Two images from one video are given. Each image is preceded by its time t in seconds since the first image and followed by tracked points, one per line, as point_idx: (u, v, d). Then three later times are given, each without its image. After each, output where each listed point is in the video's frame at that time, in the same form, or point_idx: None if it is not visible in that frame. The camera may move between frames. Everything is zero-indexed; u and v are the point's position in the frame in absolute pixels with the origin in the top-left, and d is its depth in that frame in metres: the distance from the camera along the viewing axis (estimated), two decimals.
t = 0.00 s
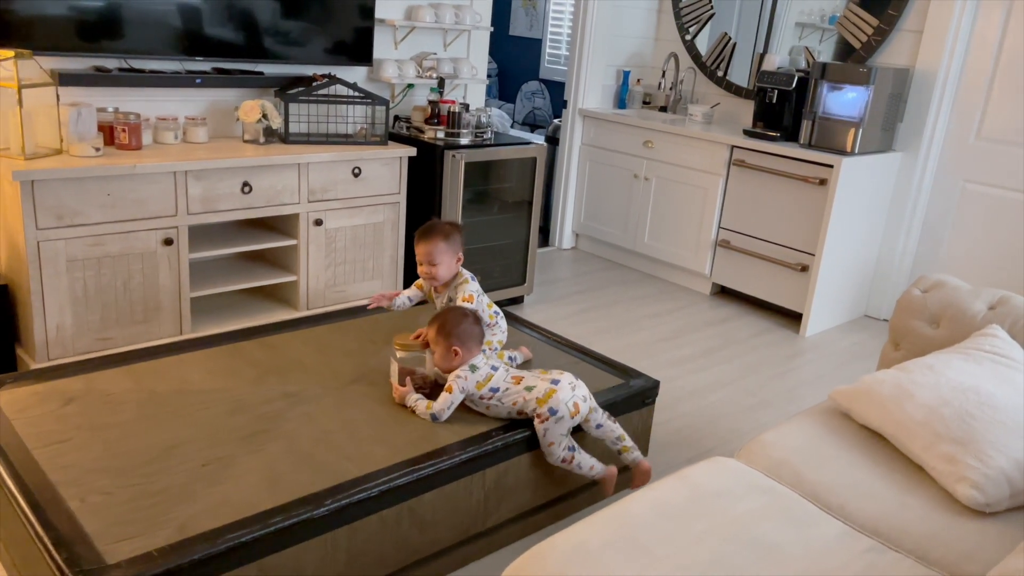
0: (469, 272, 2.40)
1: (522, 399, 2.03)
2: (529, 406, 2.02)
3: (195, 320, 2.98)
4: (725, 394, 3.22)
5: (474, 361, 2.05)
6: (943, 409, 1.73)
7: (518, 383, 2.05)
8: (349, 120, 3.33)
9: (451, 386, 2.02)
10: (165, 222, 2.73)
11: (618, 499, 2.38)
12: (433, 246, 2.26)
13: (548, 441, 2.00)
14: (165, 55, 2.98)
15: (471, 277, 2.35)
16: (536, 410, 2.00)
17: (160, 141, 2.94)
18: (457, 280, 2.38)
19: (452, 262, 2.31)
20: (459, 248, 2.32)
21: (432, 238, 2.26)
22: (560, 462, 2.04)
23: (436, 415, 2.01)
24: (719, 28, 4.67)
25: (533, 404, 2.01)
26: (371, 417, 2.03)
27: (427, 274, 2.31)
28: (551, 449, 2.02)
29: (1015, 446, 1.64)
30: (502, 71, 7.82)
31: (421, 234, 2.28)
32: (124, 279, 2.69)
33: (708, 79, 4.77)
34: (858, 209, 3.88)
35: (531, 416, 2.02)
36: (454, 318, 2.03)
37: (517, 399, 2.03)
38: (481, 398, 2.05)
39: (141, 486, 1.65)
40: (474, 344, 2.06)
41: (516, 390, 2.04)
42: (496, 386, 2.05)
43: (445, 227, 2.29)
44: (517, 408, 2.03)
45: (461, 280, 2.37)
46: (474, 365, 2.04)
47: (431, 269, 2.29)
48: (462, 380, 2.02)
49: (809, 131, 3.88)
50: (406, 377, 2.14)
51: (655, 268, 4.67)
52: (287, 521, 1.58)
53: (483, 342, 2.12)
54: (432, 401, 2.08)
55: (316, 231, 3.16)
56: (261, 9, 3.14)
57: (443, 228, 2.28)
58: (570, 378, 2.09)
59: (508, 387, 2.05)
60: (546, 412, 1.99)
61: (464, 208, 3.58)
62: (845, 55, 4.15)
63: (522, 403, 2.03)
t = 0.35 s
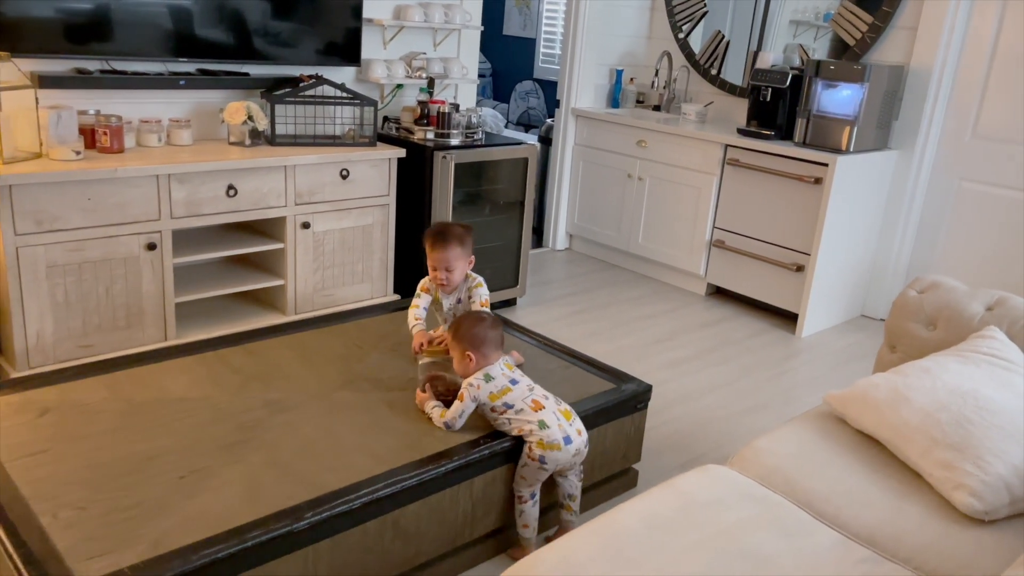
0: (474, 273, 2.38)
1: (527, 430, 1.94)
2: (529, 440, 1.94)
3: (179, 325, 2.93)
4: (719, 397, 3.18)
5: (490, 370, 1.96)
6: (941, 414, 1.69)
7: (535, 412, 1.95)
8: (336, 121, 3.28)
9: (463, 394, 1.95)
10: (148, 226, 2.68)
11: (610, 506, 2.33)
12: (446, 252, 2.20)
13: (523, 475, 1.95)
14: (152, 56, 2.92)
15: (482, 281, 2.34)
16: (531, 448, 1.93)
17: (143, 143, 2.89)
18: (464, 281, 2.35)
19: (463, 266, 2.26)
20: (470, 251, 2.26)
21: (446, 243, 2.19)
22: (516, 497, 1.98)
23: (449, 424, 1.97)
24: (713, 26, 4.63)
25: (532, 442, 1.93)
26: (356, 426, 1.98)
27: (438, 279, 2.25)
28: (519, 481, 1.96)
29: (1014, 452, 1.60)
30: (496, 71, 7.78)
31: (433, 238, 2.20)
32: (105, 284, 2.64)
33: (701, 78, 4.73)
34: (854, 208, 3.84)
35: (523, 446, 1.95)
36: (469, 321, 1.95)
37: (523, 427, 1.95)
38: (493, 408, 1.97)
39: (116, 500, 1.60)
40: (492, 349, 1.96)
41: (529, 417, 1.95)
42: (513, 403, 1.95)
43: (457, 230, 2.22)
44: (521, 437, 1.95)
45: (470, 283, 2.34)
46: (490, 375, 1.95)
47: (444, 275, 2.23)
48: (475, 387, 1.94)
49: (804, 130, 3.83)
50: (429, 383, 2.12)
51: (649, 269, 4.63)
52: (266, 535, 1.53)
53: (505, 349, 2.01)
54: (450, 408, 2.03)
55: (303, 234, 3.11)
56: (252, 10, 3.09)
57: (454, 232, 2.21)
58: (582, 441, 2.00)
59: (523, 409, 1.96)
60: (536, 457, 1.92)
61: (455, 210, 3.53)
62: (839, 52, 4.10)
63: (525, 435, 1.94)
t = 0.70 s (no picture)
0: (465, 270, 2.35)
1: (509, 440, 1.89)
2: (511, 451, 1.89)
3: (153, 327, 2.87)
4: (702, 392, 3.16)
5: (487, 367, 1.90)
6: (922, 408, 1.67)
7: (522, 424, 1.89)
8: (313, 118, 3.23)
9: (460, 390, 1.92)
10: (118, 226, 2.62)
11: (591, 504, 2.30)
12: (445, 241, 2.17)
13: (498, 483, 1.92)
14: (124, 53, 2.86)
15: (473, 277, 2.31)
16: (512, 459, 1.89)
17: (113, 142, 2.83)
18: (458, 277, 2.31)
19: (459, 258, 2.23)
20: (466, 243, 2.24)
21: (449, 233, 2.17)
22: (496, 513, 1.95)
23: (451, 420, 1.97)
24: (692, 19, 4.60)
25: (513, 454, 1.88)
26: (331, 428, 1.94)
27: (435, 270, 2.21)
28: (498, 494, 1.93)
29: (995, 444, 1.58)
30: (477, 66, 7.73)
31: (432, 227, 2.16)
32: (75, 286, 2.58)
33: (682, 71, 4.70)
34: (834, 200, 3.83)
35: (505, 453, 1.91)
36: (476, 308, 1.88)
37: (506, 436, 1.90)
38: (484, 407, 1.92)
39: (83, 508, 1.55)
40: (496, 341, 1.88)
41: (516, 427, 1.89)
42: (505, 408, 1.89)
43: (455, 220, 2.20)
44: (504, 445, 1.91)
45: (464, 279, 2.30)
46: (486, 374, 1.88)
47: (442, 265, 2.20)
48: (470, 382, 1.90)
49: (784, 122, 3.82)
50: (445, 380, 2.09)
51: (632, 264, 4.61)
52: (236, 542, 1.49)
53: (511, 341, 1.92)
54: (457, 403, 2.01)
55: (279, 232, 3.06)
56: (229, 5, 3.04)
57: (452, 222, 2.19)
58: (564, 458, 1.94)
59: (511, 416, 1.90)
60: (516, 469, 1.88)
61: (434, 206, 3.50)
62: (820, 45, 4.09)
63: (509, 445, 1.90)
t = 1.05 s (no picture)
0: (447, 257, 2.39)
1: (487, 429, 1.92)
2: (484, 439, 1.92)
3: (124, 314, 2.86)
4: (674, 369, 3.21)
5: (485, 352, 1.89)
6: (882, 375, 1.72)
7: (501, 416, 1.91)
8: (281, 102, 3.20)
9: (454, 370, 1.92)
10: (86, 213, 2.60)
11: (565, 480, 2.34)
12: (439, 230, 2.20)
13: (467, 467, 1.95)
14: (85, 36, 2.81)
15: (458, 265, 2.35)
16: (484, 448, 1.92)
17: (79, 127, 2.79)
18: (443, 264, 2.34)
19: (448, 245, 2.28)
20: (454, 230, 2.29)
21: (445, 221, 2.19)
22: (461, 496, 1.97)
23: (440, 398, 1.98)
24: None
25: (486, 443, 1.91)
26: (305, 409, 1.95)
27: (426, 257, 2.24)
28: (464, 480, 1.96)
29: (953, 409, 1.63)
30: (449, 50, 7.70)
31: (427, 215, 2.18)
32: (43, 274, 2.56)
33: (651, 52, 4.72)
34: (802, 178, 3.89)
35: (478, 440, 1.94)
36: (484, 288, 1.86)
37: (484, 424, 1.92)
38: (471, 391, 1.93)
39: (57, 490, 1.56)
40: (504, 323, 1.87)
41: (494, 417, 1.92)
42: (490, 397, 1.91)
43: (446, 208, 2.23)
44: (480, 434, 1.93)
45: (449, 267, 2.35)
46: (482, 360, 1.88)
47: (434, 253, 2.23)
48: (466, 363, 1.90)
49: (752, 101, 3.86)
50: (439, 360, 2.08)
51: (604, 246, 4.64)
52: (212, 520, 1.50)
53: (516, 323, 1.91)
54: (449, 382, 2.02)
55: (250, 217, 3.04)
56: None
57: (444, 209, 2.22)
58: (535, 451, 1.99)
59: (494, 406, 1.92)
60: (488, 458, 1.91)
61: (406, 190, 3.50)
62: (787, 25, 4.11)
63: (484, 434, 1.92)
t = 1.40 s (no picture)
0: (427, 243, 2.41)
1: (495, 401, 1.95)
2: (489, 412, 1.96)
3: (92, 302, 2.81)
4: (646, 345, 3.26)
5: (502, 326, 1.89)
6: (850, 342, 1.78)
7: (509, 387, 1.95)
8: (247, 85, 3.16)
9: (475, 347, 1.87)
10: (50, 199, 2.55)
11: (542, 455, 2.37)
12: (420, 216, 2.23)
13: (471, 442, 1.99)
14: (41, 20, 2.74)
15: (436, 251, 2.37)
16: (490, 421, 1.96)
17: (39, 113, 2.74)
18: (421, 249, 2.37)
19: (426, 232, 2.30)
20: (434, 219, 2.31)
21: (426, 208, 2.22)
22: (466, 470, 2.02)
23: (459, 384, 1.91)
24: None
25: (492, 416, 1.95)
26: (284, 391, 1.95)
27: (403, 241, 2.26)
28: (469, 452, 2.00)
29: (919, 372, 1.69)
30: (410, 34, 7.65)
31: (408, 199, 2.19)
32: (8, 262, 2.51)
33: (615, 33, 4.74)
34: (766, 156, 3.95)
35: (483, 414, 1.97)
36: (485, 258, 1.85)
37: (493, 396, 1.95)
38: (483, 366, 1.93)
39: (35, 476, 1.54)
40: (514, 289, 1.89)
41: (502, 389, 1.95)
42: (503, 370, 1.92)
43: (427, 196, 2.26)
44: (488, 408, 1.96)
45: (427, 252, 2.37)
46: (502, 332, 1.89)
47: (412, 238, 2.25)
48: (486, 341, 1.87)
49: (716, 80, 3.91)
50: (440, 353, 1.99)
51: (572, 226, 4.68)
52: (196, 501, 1.50)
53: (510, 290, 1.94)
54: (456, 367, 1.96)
55: (217, 202, 3.01)
56: None
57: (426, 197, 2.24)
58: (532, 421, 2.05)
59: (503, 378, 1.95)
60: (493, 430, 1.96)
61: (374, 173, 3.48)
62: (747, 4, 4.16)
63: (493, 409, 1.95)
